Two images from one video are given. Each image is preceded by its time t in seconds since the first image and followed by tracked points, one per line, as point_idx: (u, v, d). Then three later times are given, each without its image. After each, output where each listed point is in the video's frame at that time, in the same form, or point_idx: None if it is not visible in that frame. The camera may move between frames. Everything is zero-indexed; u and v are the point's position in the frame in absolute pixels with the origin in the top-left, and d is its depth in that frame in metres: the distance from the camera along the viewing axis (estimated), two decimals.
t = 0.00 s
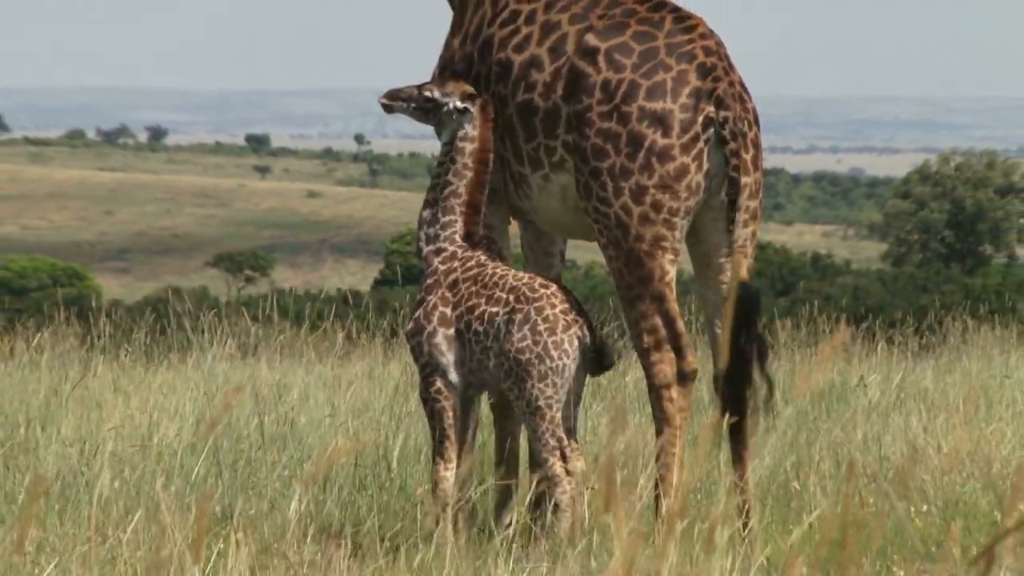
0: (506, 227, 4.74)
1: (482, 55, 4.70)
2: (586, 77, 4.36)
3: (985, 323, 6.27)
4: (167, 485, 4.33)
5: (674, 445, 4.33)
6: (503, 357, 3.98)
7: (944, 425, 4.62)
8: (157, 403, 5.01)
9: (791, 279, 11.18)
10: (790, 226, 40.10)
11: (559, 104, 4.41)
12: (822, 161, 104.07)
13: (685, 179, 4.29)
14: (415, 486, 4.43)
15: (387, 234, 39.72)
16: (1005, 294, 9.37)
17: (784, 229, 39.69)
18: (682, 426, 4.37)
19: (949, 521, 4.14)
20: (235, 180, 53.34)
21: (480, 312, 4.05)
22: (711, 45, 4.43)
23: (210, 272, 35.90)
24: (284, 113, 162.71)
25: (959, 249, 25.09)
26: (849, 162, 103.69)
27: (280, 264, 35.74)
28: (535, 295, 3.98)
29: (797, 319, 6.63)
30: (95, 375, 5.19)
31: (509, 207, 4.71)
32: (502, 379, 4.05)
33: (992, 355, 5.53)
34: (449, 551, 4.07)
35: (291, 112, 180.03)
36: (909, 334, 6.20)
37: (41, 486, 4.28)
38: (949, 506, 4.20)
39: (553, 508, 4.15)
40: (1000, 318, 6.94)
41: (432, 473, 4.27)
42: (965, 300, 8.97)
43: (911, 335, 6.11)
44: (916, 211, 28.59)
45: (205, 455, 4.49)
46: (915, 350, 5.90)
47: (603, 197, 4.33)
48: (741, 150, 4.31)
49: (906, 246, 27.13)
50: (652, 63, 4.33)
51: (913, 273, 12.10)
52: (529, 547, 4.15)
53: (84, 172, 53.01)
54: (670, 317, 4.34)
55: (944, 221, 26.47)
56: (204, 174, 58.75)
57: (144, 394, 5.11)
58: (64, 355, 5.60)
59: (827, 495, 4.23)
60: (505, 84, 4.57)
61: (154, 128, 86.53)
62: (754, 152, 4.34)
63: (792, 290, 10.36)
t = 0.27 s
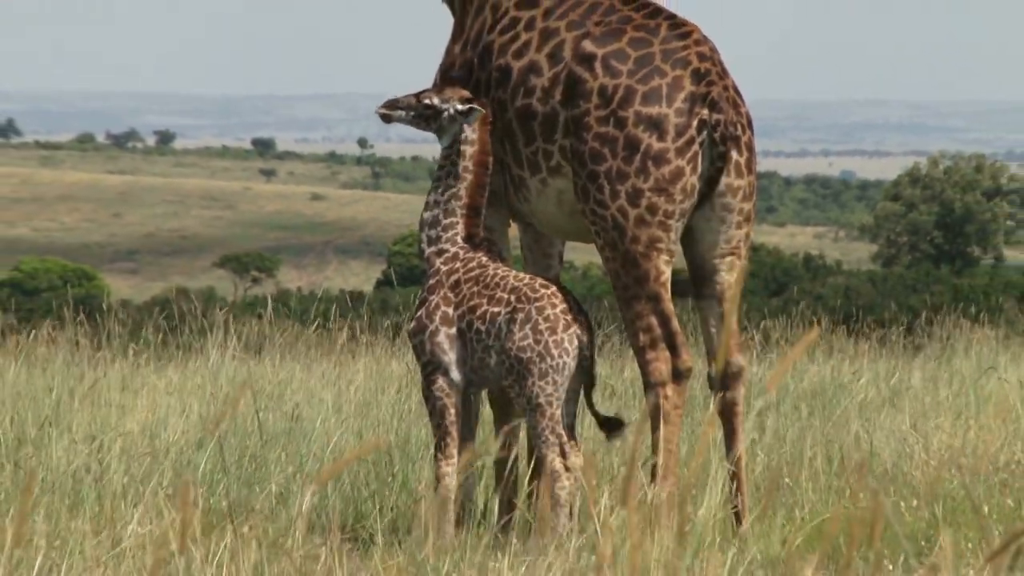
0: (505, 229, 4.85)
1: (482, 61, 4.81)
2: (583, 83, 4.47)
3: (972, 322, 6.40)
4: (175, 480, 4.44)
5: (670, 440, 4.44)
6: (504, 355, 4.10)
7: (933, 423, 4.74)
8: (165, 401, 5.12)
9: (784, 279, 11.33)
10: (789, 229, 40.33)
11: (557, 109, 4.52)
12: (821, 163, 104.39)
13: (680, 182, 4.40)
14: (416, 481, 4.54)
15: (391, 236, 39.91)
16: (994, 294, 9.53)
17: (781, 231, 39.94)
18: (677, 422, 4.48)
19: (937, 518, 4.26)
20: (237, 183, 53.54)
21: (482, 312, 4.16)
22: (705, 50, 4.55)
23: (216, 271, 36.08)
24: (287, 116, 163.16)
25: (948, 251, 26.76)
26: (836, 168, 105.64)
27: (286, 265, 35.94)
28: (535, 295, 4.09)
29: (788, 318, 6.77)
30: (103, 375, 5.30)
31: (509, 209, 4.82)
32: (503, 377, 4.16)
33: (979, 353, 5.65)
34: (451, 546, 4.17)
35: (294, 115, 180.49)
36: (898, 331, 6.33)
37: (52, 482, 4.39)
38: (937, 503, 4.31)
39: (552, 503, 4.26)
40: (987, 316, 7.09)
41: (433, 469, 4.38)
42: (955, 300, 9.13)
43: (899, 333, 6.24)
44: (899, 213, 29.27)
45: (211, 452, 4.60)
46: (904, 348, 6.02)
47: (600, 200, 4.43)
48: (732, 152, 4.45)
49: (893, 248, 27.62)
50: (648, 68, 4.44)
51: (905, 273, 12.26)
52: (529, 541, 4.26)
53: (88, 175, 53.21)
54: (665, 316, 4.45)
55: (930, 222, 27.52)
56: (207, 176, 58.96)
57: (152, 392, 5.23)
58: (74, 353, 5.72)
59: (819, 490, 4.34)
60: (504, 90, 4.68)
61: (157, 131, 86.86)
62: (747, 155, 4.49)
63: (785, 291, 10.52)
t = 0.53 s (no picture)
0: (505, 230, 4.97)
1: (482, 67, 4.93)
2: (580, 88, 4.59)
3: (961, 322, 6.50)
4: (183, 476, 4.54)
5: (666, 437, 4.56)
6: (505, 354, 4.21)
7: (924, 419, 4.84)
8: (172, 399, 5.23)
9: (778, 280, 11.43)
10: (786, 231, 40.36)
11: (555, 114, 4.63)
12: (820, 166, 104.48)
13: (675, 186, 4.51)
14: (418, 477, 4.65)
15: (393, 237, 40.05)
16: (985, 296, 9.61)
17: (778, 233, 40.00)
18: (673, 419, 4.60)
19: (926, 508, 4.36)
20: (238, 186, 53.62)
21: (483, 312, 4.27)
22: (700, 57, 4.66)
23: (221, 272, 36.19)
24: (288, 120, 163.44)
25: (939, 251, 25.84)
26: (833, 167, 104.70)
27: (289, 267, 36.04)
28: (536, 296, 4.20)
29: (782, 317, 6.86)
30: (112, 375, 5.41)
31: (508, 211, 4.94)
32: (504, 376, 4.27)
33: (967, 352, 5.76)
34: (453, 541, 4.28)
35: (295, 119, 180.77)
36: (888, 330, 6.43)
37: (63, 477, 4.49)
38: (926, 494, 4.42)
39: (552, 498, 4.37)
40: (977, 316, 7.18)
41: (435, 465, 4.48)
42: (946, 301, 9.21)
43: (890, 332, 6.34)
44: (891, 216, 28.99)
45: (216, 450, 4.71)
46: (894, 348, 6.13)
47: (597, 203, 4.55)
48: (725, 157, 4.57)
49: (885, 250, 27.21)
50: (645, 75, 4.55)
51: (899, 275, 12.34)
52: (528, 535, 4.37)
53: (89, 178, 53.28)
54: (661, 316, 4.56)
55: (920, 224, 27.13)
56: (208, 179, 59.03)
57: (159, 391, 5.33)
58: (81, 352, 5.82)
59: (811, 484, 4.44)
60: (504, 95, 4.79)
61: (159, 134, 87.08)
62: (741, 159, 4.60)
63: (777, 291, 10.59)
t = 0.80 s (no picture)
0: (505, 233, 5.08)
1: (483, 74, 5.05)
2: (580, 95, 4.70)
3: (954, 323, 6.60)
4: (192, 474, 4.65)
5: (663, 435, 4.67)
6: (506, 354, 4.32)
7: (914, 417, 4.96)
8: (180, 398, 5.34)
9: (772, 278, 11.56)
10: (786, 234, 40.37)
11: (554, 120, 4.75)
12: (819, 171, 104.71)
13: (672, 190, 4.62)
14: (421, 473, 4.76)
15: (396, 241, 40.21)
16: (981, 299, 9.68)
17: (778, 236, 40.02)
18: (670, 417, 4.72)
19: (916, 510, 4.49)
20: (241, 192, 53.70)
21: (485, 313, 4.39)
22: (696, 65, 4.78)
23: (233, 275, 36.32)
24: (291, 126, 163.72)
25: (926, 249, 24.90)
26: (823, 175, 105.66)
27: (294, 270, 36.20)
28: (537, 297, 4.32)
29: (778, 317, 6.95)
30: (121, 375, 5.53)
31: (508, 215, 5.06)
32: (506, 375, 4.38)
33: (959, 353, 5.85)
34: (454, 537, 4.39)
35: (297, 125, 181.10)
36: (882, 330, 6.52)
37: (75, 474, 4.60)
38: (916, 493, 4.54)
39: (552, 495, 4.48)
40: (972, 316, 7.26)
41: (437, 462, 4.59)
42: (942, 303, 9.28)
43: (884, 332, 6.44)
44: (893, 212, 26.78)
45: (224, 449, 4.82)
46: (887, 347, 6.23)
47: (596, 207, 4.66)
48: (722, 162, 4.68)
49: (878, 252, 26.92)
50: (642, 81, 4.67)
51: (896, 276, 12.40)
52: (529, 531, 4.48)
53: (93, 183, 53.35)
54: (658, 317, 4.67)
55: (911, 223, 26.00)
56: (211, 184, 59.17)
57: (168, 390, 5.44)
58: (90, 352, 5.92)
59: (805, 482, 4.56)
60: (504, 102, 4.91)
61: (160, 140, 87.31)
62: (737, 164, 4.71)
63: (772, 291, 10.64)
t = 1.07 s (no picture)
0: (505, 236, 5.20)
1: (482, 81, 5.16)
2: (577, 101, 4.82)
3: (943, 324, 6.73)
4: (198, 472, 4.77)
5: (659, 434, 4.79)
6: (506, 354, 4.44)
7: (903, 419, 5.07)
8: (185, 398, 5.45)
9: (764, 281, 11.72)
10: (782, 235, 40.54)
11: (552, 125, 4.86)
12: (817, 172, 104.96)
13: (668, 194, 4.74)
14: (422, 470, 4.88)
15: (397, 243, 40.40)
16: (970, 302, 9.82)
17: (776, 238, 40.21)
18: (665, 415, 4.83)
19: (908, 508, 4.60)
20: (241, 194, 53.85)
21: (485, 314, 4.50)
22: (691, 71, 4.90)
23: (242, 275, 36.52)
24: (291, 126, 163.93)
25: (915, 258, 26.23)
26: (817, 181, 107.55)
27: (298, 272, 36.39)
28: (535, 299, 4.44)
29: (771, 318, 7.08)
30: (130, 376, 5.65)
31: (507, 218, 5.17)
32: (505, 375, 4.50)
33: (947, 355, 5.98)
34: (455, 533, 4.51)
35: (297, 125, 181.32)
36: (873, 330, 6.65)
37: (83, 472, 4.72)
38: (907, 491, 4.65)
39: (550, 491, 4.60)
40: (961, 317, 7.39)
41: (438, 460, 4.71)
42: (932, 305, 9.43)
43: (875, 332, 6.56)
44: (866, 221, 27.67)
45: (232, 448, 4.94)
46: (878, 347, 6.35)
47: (594, 210, 4.77)
48: (716, 166, 4.80)
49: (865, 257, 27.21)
50: (639, 88, 4.78)
51: (886, 280, 12.56)
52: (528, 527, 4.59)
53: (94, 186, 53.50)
54: (654, 318, 4.80)
55: (898, 232, 26.97)
56: (212, 186, 59.36)
57: (175, 391, 5.55)
58: (98, 353, 6.03)
59: (798, 479, 4.67)
60: (504, 107, 5.02)
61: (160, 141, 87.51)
62: (731, 169, 4.83)
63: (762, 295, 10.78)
